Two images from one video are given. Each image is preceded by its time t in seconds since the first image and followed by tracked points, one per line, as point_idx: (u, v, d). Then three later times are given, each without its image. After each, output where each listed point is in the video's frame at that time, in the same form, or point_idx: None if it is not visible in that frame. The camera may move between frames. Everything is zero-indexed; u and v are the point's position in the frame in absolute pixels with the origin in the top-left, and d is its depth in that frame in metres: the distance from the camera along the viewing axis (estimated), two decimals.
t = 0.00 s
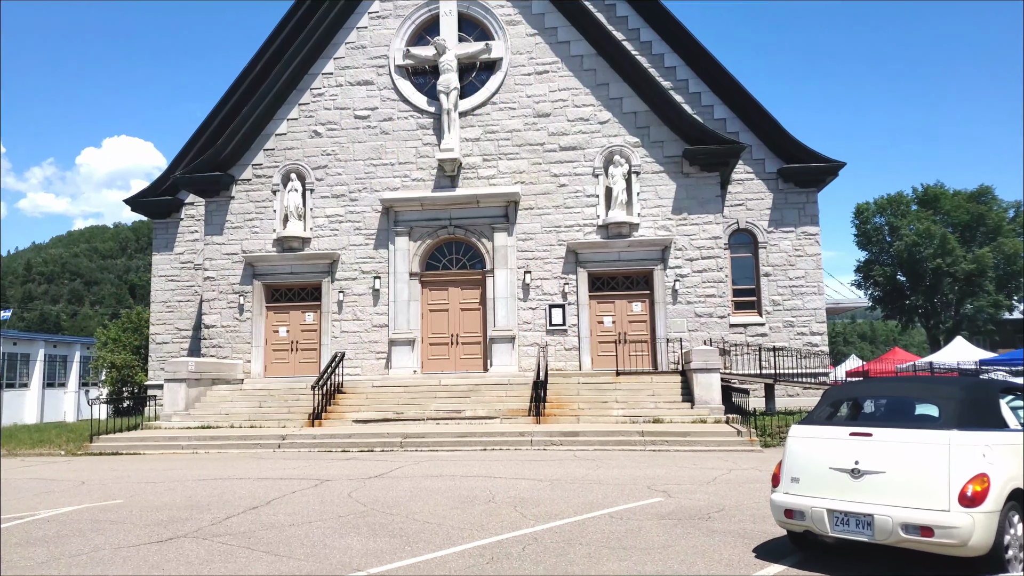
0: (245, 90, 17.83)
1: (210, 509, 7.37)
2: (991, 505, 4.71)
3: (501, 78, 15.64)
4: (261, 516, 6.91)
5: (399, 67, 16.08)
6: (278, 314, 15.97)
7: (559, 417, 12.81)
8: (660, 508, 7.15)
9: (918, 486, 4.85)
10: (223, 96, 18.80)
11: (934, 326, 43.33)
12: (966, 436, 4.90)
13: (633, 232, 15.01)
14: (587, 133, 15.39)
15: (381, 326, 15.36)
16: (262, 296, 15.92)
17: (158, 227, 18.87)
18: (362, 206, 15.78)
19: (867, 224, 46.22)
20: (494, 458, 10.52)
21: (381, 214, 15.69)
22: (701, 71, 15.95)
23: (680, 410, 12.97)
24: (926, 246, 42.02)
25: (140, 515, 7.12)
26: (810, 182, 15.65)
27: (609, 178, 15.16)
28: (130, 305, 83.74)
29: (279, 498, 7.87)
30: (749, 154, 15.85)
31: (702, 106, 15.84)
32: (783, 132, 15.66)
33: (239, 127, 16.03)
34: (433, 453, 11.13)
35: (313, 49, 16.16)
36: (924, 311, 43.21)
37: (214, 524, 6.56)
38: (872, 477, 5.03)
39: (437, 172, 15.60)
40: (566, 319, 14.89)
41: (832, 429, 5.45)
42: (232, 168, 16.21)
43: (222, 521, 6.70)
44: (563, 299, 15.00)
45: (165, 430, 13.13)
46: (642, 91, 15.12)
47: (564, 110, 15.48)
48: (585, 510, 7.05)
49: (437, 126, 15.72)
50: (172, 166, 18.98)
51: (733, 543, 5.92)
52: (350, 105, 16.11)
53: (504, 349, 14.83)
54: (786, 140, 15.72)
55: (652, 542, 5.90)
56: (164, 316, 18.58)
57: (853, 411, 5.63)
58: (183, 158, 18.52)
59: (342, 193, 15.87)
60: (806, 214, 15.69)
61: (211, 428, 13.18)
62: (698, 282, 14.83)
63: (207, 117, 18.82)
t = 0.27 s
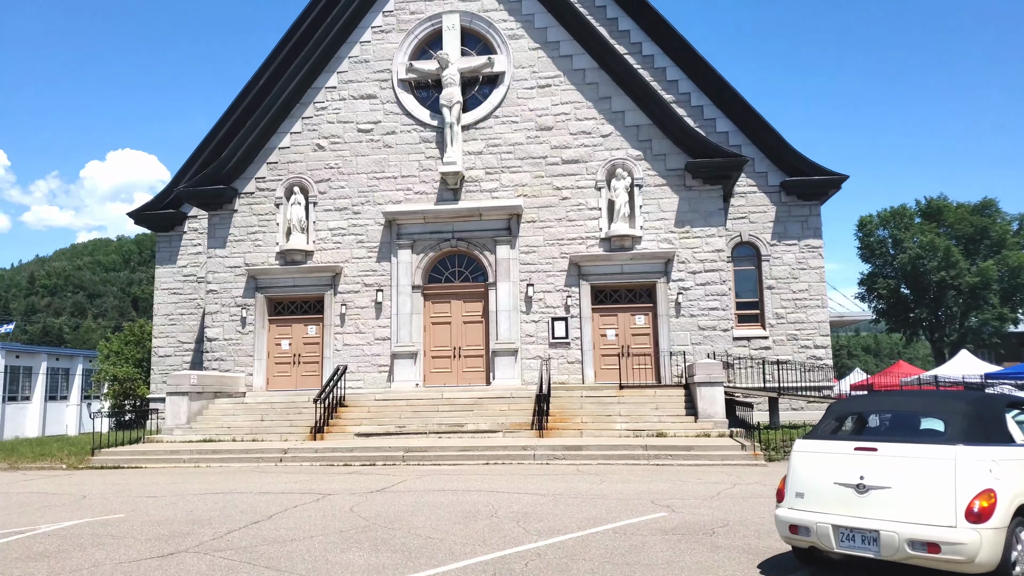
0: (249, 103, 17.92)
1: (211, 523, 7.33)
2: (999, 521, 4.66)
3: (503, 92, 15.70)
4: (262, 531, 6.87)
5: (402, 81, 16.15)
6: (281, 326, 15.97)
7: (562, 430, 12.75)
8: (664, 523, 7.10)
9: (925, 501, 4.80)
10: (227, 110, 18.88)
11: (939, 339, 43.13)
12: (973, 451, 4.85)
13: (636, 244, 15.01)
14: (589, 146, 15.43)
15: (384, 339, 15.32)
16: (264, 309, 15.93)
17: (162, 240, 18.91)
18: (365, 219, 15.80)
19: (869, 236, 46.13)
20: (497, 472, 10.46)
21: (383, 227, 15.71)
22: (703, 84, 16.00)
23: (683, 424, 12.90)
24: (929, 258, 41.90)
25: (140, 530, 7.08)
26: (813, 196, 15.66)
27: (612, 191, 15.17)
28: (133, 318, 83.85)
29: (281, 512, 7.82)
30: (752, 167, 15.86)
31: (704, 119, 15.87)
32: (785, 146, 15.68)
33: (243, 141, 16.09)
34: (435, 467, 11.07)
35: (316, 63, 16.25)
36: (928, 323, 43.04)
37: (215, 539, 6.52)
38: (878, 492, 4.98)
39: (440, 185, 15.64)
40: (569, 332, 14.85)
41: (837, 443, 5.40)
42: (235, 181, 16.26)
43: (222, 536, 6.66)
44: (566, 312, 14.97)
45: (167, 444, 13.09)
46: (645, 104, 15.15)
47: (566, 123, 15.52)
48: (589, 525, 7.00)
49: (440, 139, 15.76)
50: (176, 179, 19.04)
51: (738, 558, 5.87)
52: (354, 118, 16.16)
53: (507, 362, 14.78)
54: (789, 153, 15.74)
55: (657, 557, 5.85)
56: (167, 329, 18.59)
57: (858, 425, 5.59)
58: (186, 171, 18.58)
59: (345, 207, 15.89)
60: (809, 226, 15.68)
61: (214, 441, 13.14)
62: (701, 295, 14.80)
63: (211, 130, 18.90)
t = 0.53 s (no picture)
0: (253, 117, 18.00)
1: (214, 537, 7.30)
2: (1007, 536, 4.63)
3: (506, 106, 15.77)
4: (265, 546, 6.84)
5: (406, 95, 16.22)
6: (284, 339, 15.97)
7: (566, 444, 12.70)
8: (668, 538, 7.05)
9: (932, 516, 4.77)
10: (231, 123, 18.97)
11: (944, 352, 42.94)
12: (979, 465, 4.82)
13: (639, 257, 15.01)
14: (592, 159, 15.47)
15: (387, 352, 15.30)
16: (268, 322, 15.94)
17: (165, 253, 18.96)
18: (369, 232, 15.84)
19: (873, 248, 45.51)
20: (501, 486, 10.42)
21: (387, 240, 15.74)
22: (706, 98, 16.05)
23: (688, 437, 12.87)
24: (933, 271, 41.78)
25: (143, 544, 7.06)
26: (816, 209, 15.66)
27: (614, 204, 15.20)
28: (136, 330, 83.96)
29: (283, 526, 7.79)
30: (755, 180, 15.86)
31: (707, 133, 15.89)
32: (788, 159, 15.70)
33: (247, 154, 16.16)
34: (438, 481, 11.03)
35: (320, 77, 16.34)
36: (933, 336, 42.86)
37: (217, 553, 6.48)
38: (884, 507, 4.95)
39: (443, 199, 15.67)
40: (572, 345, 14.82)
41: (842, 458, 5.36)
42: (239, 195, 16.32)
43: (225, 550, 6.63)
44: (570, 325, 14.95)
45: (170, 457, 13.07)
46: (648, 117, 15.19)
47: (569, 137, 15.56)
48: (592, 540, 6.95)
49: (443, 153, 15.81)
50: (180, 192, 19.11)
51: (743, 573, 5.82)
52: (358, 132, 16.22)
53: (510, 376, 14.76)
54: (792, 166, 15.76)
55: (661, 573, 5.81)
56: (170, 342, 18.60)
57: (863, 439, 5.56)
58: (191, 185, 18.66)
59: (349, 220, 15.93)
60: (813, 239, 15.68)
61: (216, 455, 13.12)
62: (705, 308, 14.77)
63: (215, 144, 18.98)
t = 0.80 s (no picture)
0: (258, 130, 18.09)
1: (217, 551, 7.28)
2: (1014, 551, 4.61)
3: (509, 119, 15.84)
4: (268, 560, 6.80)
5: (410, 108, 16.29)
6: (288, 352, 15.97)
7: (570, 457, 12.65)
8: (674, 552, 7.00)
9: (939, 530, 4.74)
10: (236, 136, 19.06)
11: (950, 364, 42.74)
12: (986, 479, 4.79)
13: (643, 269, 15.01)
14: (596, 171, 15.50)
15: (391, 364, 15.29)
16: (272, 335, 15.95)
17: (170, 266, 19.01)
18: (373, 244, 15.87)
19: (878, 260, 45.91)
20: (505, 499, 10.37)
21: (391, 252, 15.77)
22: (709, 111, 16.10)
23: (692, 450, 12.81)
24: (938, 283, 41.74)
25: (145, 558, 7.03)
26: (820, 221, 15.65)
27: (618, 216, 15.22)
28: (140, 343, 84.08)
29: (287, 540, 7.76)
30: (759, 192, 15.87)
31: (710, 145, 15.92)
32: (792, 171, 15.72)
33: (251, 167, 16.23)
34: (442, 494, 10.99)
35: (325, 90, 16.43)
36: (938, 348, 42.69)
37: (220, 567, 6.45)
38: (890, 521, 4.91)
39: (447, 211, 15.71)
40: (576, 357, 14.80)
41: (848, 471, 5.33)
42: (244, 207, 16.38)
43: (228, 564, 6.60)
44: (574, 337, 14.93)
45: (173, 470, 13.05)
46: (651, 130, 15.23)
47: (573, 149, 15.60)
48: (597, 554, 6.91)
49: (447, 165, 15.86)
50: (185, 205, 19.17)
51: None
52: (362, 145, 16.29)
53: (514, 388, 14.74)
54: (795, 178, 15.77)
55: None
56: (174, 354, 18.62)
57: (869, 452, 5.53)
58: (196, 197, 18.73)
59: (353, 232, 15.97)
60: (817, 251, 15.66)
61: (220, 468, 13.10)
62: (709, 320, 14.75)
63: (220, 157, 19.07)
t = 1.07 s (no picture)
0: (263, 143, 18.18)
1: (221, 565, 7.26)
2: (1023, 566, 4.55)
3: (513, 132, 15.89)
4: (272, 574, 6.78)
5: (414, 121, 16.37)
6: (292, 364, 15.97)
7: (575, 471, 12.59)
8: (679, 566, 6.95)
9: (947, 545, 4.69)
10: (241, 150, 19.15)
11: (956, 377, 42.50)
12: (994, 494, 4.75)
13: (648, 281, 15.00)
14: (600, 184, 15.53)
15: (395, 377, 15.27)
16: (276, 347, 15.96)
17: (175, 278, 19.05)
18: (377, 257, 15.90)
19: (883, 272, 45.87)
20: (509, 513, 10.33)
21: (395, 265, 15.79)
22: (712, 124, 16.13)
23: (698, 464, 12.75)
24: (944, 295, 41.70)
25: (150, 572, 7.02)
26: (824, 233, 15.64)
27: (622, 229, 15.23)
28: (145, 355, 84.20)
29: (291, 554, 7.74)
30: (763, 204, 15.88)
31: (714, 157, 15.95)
32: (796, 183, 15.72)
33: (257, 180, 16.30)
34: (446, 508, 10.95)
35: (329, 104, 16.52)
36: (945, 361, 42.47)
37: None
38: (898, 536, 4.88)
39: (451, 224, 15.73)
40: (580, 370, 14.77)
41: (854, 484, 5.29)
42: (249, 220, 16.43)
43: None
44: (578, 350, 14.90)
45: (177, 483, 13.03)
46: (655, 143, 15.26)
47: (577, 162, 15.64)
48: (603, 568, 6.87)
49: (451, 178, 15.91)
50: (190, 218, 19.24)
51: None
52: (366, 158, 16.35)
53: (518, 401, 14.71)
54: (799, 191, 15.77)
55: None
56: (179, 367, 18.64)
57: (876, 465, 5.49)
58: (201, 211, 18.80)
59: (358, 245, 16.00)
60: (822, 263, 15.64)
61: (224, 481, 13.07)
62: (714, 333, 14.71)
63: (226, 170, 19.15)
